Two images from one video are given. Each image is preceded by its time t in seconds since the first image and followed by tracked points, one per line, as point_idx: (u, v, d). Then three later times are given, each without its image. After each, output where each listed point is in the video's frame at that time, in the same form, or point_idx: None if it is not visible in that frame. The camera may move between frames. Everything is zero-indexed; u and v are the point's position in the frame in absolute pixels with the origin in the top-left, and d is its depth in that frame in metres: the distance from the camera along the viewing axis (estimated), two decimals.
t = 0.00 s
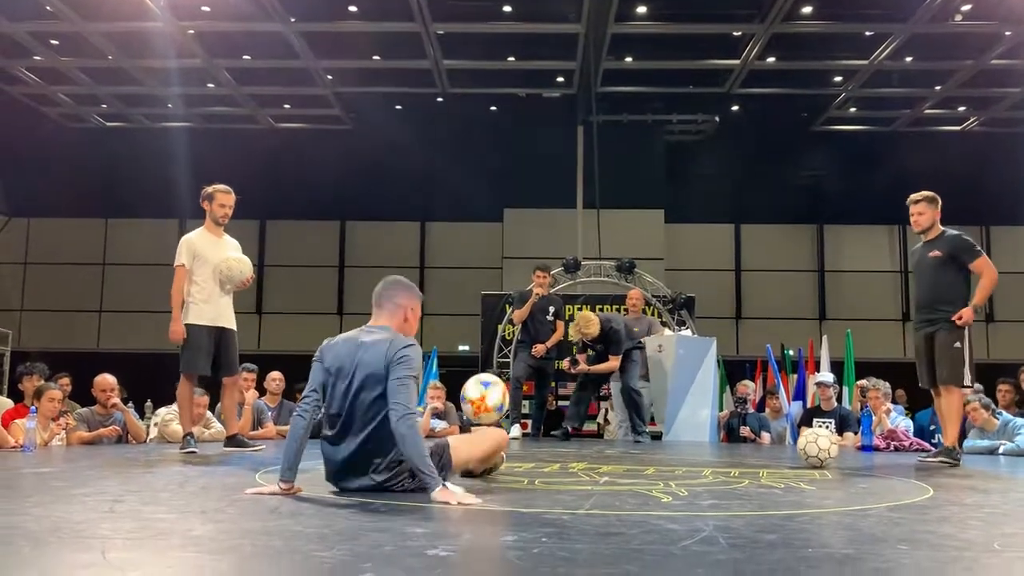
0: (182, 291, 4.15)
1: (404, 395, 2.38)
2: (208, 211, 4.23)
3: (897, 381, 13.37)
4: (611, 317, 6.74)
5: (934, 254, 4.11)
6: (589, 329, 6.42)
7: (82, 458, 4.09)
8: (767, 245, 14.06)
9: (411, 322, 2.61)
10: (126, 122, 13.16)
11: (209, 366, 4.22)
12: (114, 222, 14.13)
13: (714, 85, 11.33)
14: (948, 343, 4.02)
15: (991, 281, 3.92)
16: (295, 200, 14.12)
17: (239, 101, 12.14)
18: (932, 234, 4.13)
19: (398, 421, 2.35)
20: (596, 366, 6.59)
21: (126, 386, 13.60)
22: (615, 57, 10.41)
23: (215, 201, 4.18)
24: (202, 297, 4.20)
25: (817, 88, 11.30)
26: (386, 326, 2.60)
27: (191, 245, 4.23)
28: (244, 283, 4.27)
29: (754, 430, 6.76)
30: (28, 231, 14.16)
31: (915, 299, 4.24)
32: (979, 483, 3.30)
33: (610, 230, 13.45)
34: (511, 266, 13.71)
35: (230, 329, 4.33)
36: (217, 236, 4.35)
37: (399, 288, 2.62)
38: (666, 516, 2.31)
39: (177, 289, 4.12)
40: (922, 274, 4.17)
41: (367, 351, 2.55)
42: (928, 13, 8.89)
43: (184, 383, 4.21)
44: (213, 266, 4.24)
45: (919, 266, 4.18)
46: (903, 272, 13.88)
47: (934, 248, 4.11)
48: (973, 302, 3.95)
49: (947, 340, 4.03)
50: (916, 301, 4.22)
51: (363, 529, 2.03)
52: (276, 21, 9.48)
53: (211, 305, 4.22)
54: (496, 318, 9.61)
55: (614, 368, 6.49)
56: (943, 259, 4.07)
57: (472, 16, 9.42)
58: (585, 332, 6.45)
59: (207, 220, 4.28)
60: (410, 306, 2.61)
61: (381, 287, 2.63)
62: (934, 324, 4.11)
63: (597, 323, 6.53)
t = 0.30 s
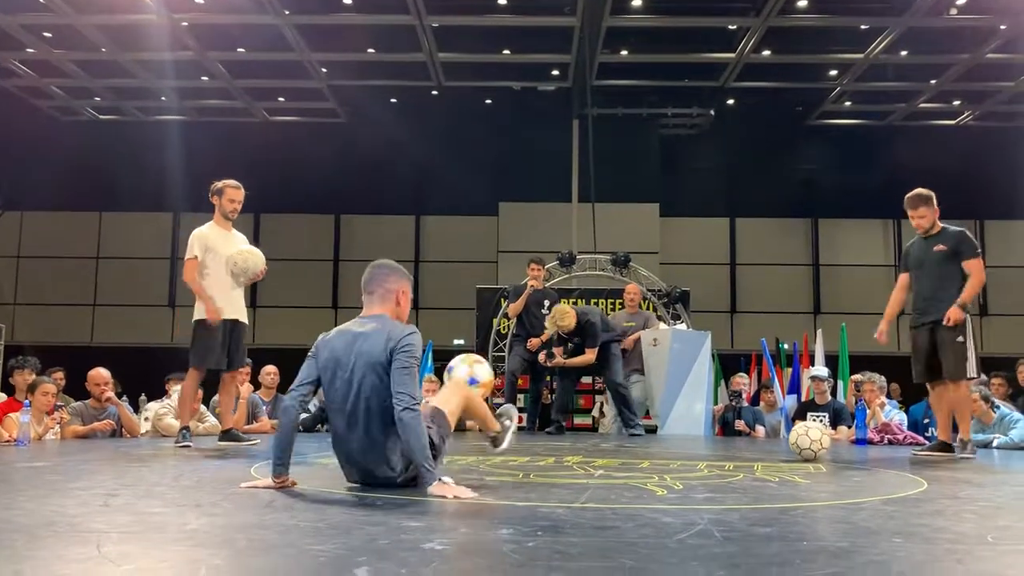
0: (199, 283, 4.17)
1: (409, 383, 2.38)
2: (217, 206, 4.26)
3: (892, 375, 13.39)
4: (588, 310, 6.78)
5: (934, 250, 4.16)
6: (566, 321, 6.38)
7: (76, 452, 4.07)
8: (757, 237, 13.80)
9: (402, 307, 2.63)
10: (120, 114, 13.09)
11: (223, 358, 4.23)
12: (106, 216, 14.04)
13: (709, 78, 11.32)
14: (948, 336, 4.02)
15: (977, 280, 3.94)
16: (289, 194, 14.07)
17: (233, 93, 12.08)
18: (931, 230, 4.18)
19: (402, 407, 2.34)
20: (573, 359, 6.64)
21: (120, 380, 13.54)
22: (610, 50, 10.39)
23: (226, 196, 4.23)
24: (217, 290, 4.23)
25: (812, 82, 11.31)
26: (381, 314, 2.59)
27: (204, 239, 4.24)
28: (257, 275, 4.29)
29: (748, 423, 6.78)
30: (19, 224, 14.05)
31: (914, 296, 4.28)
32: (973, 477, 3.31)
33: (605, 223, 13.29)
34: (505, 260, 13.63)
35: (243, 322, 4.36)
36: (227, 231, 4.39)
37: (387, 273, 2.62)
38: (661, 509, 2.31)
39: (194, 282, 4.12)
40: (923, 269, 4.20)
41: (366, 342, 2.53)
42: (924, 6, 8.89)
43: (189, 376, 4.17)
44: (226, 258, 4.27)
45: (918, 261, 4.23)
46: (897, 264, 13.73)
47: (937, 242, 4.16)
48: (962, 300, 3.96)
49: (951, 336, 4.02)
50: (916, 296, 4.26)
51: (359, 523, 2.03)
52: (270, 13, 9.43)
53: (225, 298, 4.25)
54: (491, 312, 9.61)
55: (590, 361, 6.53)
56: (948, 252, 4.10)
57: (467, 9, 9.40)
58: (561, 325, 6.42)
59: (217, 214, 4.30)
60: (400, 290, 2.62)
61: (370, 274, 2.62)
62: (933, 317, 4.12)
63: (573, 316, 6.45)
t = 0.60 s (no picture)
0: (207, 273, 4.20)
1: (387, 393, 2.31)
2: (227, 201, 4.26)
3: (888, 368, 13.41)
4: (569, 301, 6.74)
5: (945, 241, 4.15)
6: (546, 312, 6.45)
7: (73, 447, 4.07)
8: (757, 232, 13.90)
9: (377, 315, 2.64)
10: (115, 107, 13.05)
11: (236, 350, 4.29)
12: (102, 210, 13.99)
13: (706, 71, 11.32)
14: (962, 329, 4.10)
15: (979, 275, 3.99)
16: (286, 187, 14.05)
17: (229, 87, 12.05)
18: (942, 221, 4.17)
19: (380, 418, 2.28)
20: (556, 351, 6.62)
21: (117, 375, 13.52)
22: (607, 44, 10.36)
23: (236, 191, 4.22)
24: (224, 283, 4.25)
25: (808, 75, 11.30)
26: (355, 324, 2.58)
27: (213, 235, 4.28)
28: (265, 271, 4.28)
29: (745, 416, 6.80)
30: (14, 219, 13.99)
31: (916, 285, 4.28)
32: (968, 468, 3.31)
33: (602, 216, 13.29)
34: (502, 253, 13.59)
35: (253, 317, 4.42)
36: (237, 227, 4.40)
37: (363, 279, 2.62)
38: (658, 502, 2.32)
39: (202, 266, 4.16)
40: (932, 258, 4.20)
41: (342, 355, 2.49)
42: None
43: (215, 367, 4.20)
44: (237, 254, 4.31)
45: (925, 251, 4.22)
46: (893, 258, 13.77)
47: (948, 234, 4.16)
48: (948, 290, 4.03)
49: (963, 329, 4.11)
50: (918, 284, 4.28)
51: (356, 516, 2.03)
52: (266, 7, 9.38)
53: (235, 293, 4.29)
54: (488, 306, 9.61)
55: (572, 353, 6.52)
56: (960, 245, 4.11)
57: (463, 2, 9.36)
58: (541, 316, 6.48)
59: (228, 211, 4.33)
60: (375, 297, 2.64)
61: (344, 282, 2.61)
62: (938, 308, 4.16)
63: (553, 308, 6.49)
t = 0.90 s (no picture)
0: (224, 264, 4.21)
1: (397, 383, 2.36)
2: (238, 196, 4.25)
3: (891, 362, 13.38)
4: (559, 296, 6.77)
5: (974, 235, 4.16)
6: (538, 309, 6.44)
7: (76, 444, 4.07)
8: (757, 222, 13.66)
9: (381, 305, 2.64)
10: (114, 103, 13.05)
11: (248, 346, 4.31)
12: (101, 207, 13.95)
13: (707, 65, 11.29)
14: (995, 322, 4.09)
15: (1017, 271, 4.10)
16: (286, 184, 14.03)
17: (228, 83, 12.03)
18: (969, 214, 4.17)
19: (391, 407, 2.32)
20: (548, 346, 6.62)
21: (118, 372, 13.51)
22: (608, 38, 10.34)
23: (246, 187, 4.23)
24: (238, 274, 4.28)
25: (809, 68, 11.27)
26: (358, 316, 2.60)
27: (225, 230, 4.26)
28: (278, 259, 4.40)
29: (747, 411, 6.80)
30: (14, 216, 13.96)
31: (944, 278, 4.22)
32: (971, 462, 3.31)
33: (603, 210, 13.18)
34: (503, 249, 13.50)
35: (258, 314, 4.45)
36: (248, 223, 4.40)
37: (366, 270, 2.62)
38: (660, 497, 2.32)
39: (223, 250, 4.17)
40: (964, 250, 4.16)
41: (347, 346, 2.51)
42: None
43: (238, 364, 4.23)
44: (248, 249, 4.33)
45: (956, 244, 4.18)
46: (896, 250, 13.61)
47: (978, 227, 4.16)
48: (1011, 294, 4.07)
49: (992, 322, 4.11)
50: (946, 278, 4.21)
51: (358, 512, 2.03)
52: (265, 2, 9.34)
53: (246, 287, 4.32)
54: (489, 302, 9.61)
55: (564, 347, 6.55)
56: (991, 238, 4.14)
57: None
58: (535, 312, 6.47)
59: (239, 206, 4.31)
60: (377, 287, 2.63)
61: (345, 274, 2.60)
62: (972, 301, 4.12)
63: (545, 303, 6.51)
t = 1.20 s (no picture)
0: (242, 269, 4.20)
1: (408, 374, 2.38)
2: (248, 192, 4.24)
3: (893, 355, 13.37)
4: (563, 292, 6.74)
5: (1000, 226, 4.13)
6: (546, 306, 6.45)
7: (81, 441, 4.09)
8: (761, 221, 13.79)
9: (392, 295, 2.65)
10: (116, 100, 13.06)
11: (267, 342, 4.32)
12: (104, 204, 13.97)
13: (708, 59, 11.26)
14: None
15: None
16: (288, 179, 14.03)
17: (230, 80, 12.02)
18: (994, 203, 4.12)
19: (400, 396, 2.34)
20: (554, 343, 6.58)
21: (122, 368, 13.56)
22: (609, 32, 10.31)
23: (256, 181, 4.22)
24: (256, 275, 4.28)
25: (811, 62, 11.24)
26: (372, 308, 2.60)
27: (239, 227, 4.26)
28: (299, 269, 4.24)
29: (750, 405, 6.80)
30: (18, 214, 14.00)
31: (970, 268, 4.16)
32: (976, 455, 3.30)
33: (605, 204, 13.22)
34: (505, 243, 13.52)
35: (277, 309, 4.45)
36: (260, 218, 4.39)
37: (381, 263, 2.61)
38: (664, 491, 2.32)
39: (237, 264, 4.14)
40: (995, 241, 4.11)
41: (360, 336, 2.54)
42: None
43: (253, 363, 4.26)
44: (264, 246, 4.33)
45: (983, 234, 4.13)
46: (898, 243, 13.63)
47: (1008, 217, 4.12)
48: None
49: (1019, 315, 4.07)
50: (972, 267, 4.15)
51: (362, 508, 2.03)
52: None
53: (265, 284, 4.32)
54: (492, 297, 9.61)
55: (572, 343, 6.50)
56: (1021, 229, 4.11)
57: None
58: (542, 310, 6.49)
59: (249, 202, 4.30)
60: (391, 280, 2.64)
61: (359, 270, 2.58)
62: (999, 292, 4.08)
63: (551, 300, 6.51)
